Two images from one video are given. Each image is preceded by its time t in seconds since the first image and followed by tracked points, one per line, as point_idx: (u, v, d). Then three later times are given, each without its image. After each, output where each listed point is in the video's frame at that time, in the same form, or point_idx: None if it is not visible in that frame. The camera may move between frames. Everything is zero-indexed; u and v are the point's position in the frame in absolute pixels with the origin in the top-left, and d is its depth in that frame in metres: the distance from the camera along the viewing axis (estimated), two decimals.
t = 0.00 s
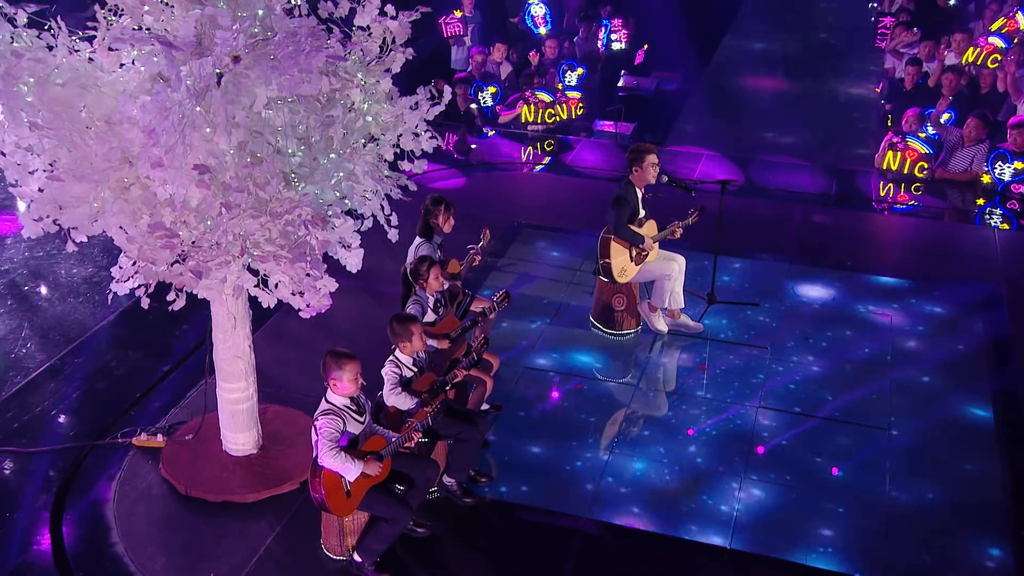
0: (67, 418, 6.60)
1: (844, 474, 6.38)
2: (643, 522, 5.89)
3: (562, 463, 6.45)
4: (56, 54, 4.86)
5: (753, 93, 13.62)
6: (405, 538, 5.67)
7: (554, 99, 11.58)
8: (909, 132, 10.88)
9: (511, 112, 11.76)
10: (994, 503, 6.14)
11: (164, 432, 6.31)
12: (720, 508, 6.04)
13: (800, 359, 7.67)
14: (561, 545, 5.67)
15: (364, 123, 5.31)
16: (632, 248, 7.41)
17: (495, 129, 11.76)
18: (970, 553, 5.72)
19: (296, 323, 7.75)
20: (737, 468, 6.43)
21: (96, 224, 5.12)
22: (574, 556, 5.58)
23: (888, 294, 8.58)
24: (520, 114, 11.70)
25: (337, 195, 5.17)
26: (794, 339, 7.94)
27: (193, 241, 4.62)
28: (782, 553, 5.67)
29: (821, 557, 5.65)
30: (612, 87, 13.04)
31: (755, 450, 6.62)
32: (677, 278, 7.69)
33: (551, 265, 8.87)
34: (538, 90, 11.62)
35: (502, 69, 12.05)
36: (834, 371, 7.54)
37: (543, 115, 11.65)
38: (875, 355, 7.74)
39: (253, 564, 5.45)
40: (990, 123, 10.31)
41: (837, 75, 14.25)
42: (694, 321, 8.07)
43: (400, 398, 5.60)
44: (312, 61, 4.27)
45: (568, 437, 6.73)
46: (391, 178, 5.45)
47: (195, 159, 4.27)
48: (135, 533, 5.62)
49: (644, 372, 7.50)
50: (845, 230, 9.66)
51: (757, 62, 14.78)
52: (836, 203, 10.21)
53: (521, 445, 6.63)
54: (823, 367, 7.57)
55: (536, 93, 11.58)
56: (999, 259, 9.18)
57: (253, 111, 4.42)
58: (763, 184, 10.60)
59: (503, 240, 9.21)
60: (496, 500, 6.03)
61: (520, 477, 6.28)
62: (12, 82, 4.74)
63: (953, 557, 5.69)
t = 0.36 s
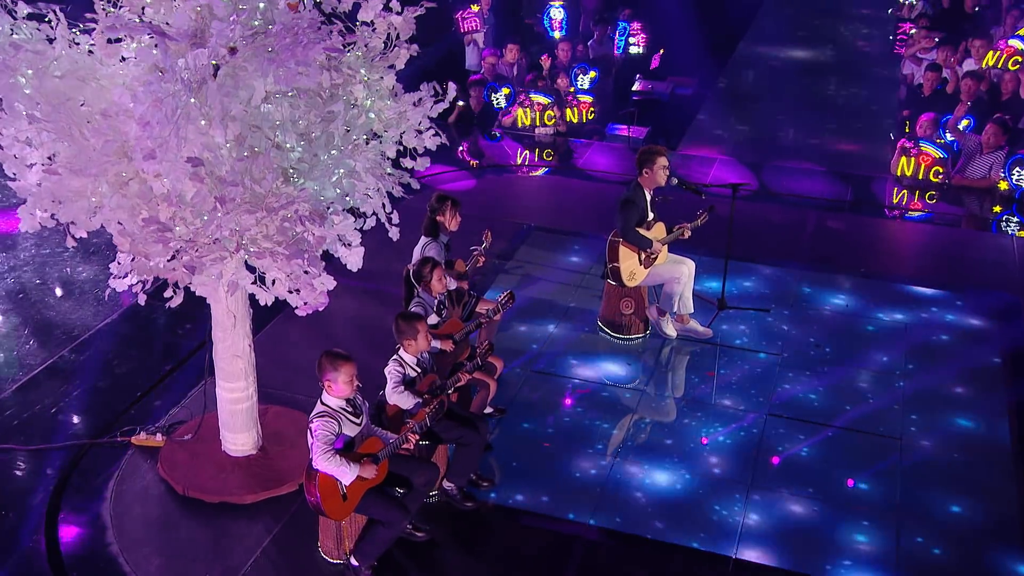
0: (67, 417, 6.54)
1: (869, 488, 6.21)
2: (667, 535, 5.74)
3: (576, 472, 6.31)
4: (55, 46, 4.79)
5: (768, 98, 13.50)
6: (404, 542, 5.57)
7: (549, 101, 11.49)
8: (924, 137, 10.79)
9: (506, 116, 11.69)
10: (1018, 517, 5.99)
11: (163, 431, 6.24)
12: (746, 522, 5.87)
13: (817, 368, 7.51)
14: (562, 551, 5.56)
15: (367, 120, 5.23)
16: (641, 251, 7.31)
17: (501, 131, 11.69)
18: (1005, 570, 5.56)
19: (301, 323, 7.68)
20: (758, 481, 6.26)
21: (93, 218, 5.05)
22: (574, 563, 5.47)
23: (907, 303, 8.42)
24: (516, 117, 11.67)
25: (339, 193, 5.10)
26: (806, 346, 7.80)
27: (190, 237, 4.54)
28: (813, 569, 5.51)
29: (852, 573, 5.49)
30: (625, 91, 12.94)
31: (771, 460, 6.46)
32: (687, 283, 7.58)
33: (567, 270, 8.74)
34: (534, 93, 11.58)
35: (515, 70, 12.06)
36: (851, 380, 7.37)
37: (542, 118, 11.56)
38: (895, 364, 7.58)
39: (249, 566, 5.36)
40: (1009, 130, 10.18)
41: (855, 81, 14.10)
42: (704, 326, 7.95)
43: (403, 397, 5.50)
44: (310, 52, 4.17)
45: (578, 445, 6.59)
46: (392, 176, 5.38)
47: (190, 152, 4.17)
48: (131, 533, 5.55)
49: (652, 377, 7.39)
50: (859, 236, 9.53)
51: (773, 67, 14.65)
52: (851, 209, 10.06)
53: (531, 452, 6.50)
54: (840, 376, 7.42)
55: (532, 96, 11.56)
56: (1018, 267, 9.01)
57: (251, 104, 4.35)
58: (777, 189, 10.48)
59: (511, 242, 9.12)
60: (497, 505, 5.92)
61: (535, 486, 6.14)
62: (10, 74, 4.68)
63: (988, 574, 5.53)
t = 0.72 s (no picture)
0: (66, 415, 6.48)
1: (907, 504, 6.03)
2: (693, 548, 5.58)
3: (586, 482, 6.17)
4: (53, 38, 4.74)
5: (784, 103, 13.35)
6: (402, 546, 5.48)
7: (557, 109, 11.54)
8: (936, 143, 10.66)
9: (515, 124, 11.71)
10: None
11: (162, 430, 6.17)
12: (769, 536, 5.71)
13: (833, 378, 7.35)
14: (563, 558, 5.45)
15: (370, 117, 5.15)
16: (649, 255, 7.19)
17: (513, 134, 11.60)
18: None
19: (306, 324, 7.61)
20: (777, 494, 6.09)
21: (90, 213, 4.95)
22: (573, 570, 5.36)
23: (924, 312, 8.25)
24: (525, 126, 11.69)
25: (339, 190, 5.01)
26: (819, 354, 7.64)
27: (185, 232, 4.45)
28: None
29: None
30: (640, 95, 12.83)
31: (786, 472, 6.31)
32: (696, 286, 7.42)
33: (583, 274, 8.63)
34: (540, 102, 11.59)
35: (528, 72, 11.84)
36: (867, 391, 7.21)
37: (550, 126, 11.62)
38: (913, 375, 7.42)
39: (244, 569, 5.28)
40: None
41: (872, 87, 13.94)
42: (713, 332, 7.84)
43: (405, 396, 5.41)
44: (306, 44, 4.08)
45: (586, 453, 6.46)
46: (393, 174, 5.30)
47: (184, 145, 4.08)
48: (124, 533, 5.48)
49: (660, 382, 7.28)
50: (874, 242, 9.38)
51: (790, 72, 14.50)
52: (867, 216, 9.92)
53: (537, 460, 6.37)
54: (857, 387, 7.26)
55: (539, 105, 11.59)
56: None
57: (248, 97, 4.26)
58: (791, 194, 10.34)
59: (519, 244, 9.03)
60: (499, 510, 5.82)
61: (545, 495, 6.01)
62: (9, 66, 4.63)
63: None
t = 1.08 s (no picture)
0: (65, 411, 6.43)
1: (955, 519, 5.84)
2: (717, 559, 5.44)
3: (592, 489, 6.04)
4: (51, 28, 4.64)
5: (799, 107, 13.21)
6: (399, 547, 5.39)
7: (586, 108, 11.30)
8: (955, 147, 10.51)
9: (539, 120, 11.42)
10: None
11: (161, 428, 6.11)
12: (789, 546, 5.57)
13: (847, 386, 7.18)
14: (562, 562, 5.34)
15: (372, 112, 5.08)
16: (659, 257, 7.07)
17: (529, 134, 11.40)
18: None
19: (309, 324, 7.55)
20: (792, 504, 5.94)
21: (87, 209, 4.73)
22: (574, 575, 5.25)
23: (942, 320, 8.06)
24: (548, 122, 11.41)
25: (339, 185, 4.94)
26: (834, 360, 7.50)
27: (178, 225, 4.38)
28: None
29: None
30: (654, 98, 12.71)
31: (802, 481, 6.16)
32: (704, 289, 7.28)
33: (591, 276, 8.53)
34: (568, 100, 11.36)
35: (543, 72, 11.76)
36: (883, 399, 7.03)
37: (573, 125, 11.35)
38: (931, 383, 7.23)
39: (238, 569, 5.20)
40: None
41: (890, 92, 13.77)
42: (722, 335, 7.72)
43: (400, 399, 5.36)
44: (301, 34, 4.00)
45: (592, 458, 6.33)
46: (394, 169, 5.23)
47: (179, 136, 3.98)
48: (118, 531, 5.41)
49: (666, 385, 7.17)
50: (887, 247, 9.23)
51: (806, 76, 14.35)
52: (882, 221, 9.76)
53: (542, 465, 6.25)
54: (872, 394, 7.08)
55: (566, 103, 11.35)
56: None
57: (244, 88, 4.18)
58: (804, 198, 10.21)
59: (526, 245, 8.95)
60: (500, 514, 5.72)
61: (552, 501, 5.88)
62: (7, 56, 4.53)
63: None
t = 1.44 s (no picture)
0: (64, 404, 6.39)
1: (984, 538, 5.63)
2: (736, 569, 5.30)
3: (601, 492, 5.91)
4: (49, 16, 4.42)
5: (816, 108, 13.05)
6: (396, 547, 5.31)
7: (613, 105, 11.22)
8: (982, 152, 10.18)
9: (566, 114, 11.36)
10: None
11: (159, 423, 6.05)
12: (801, 553, 5.45)
13: (860, 392, 7.01)
14: (561, 564, 5.25)
15: (373, 104, 5.00)
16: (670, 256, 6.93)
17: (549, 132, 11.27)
18: None
19: (314, 321, 7.48)
20: (808, 512, 5.80)
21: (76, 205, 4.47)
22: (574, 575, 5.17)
23: (959, 326, 7.85)
24: (577, 117, 11.35)
25: (339, 177, 4.85)
26: (851, 364, 7.35)
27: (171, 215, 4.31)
28: None
29: None
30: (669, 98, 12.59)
31: (818, 488, 6.02)
32: (714, 288, 7.18)
33: (600, 275, 8.43)
34: (598, 95, 11.30)
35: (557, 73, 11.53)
36: (900, 406, 6.86)
37: (600, 121, 11.26)
38: (949, 390, 7.05)
39: (232, 566, 5.12)
40: None
41: (910, 94, 13.58)
42: (731, 336, 7.59)
43: (397, 399, 5.26)
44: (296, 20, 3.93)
45: (597, 459, 6.23)
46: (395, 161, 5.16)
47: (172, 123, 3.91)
48: (113, 525, 5.35)
49: (674, 386, 7.06)
50: (903, 250, 9.07)
51: (823, 78, 14.18)
52: (898, 224, 9.59)
53: (548, 466, 6.14)
54: (888, 402, 6.91)
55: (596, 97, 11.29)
56: None
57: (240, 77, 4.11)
58: (820, 200, 10.06)
59: (535, 244, 8.85)
60: (499, 514, 5.63)
61: (560, 504, 5.77)
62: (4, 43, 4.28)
63: None
